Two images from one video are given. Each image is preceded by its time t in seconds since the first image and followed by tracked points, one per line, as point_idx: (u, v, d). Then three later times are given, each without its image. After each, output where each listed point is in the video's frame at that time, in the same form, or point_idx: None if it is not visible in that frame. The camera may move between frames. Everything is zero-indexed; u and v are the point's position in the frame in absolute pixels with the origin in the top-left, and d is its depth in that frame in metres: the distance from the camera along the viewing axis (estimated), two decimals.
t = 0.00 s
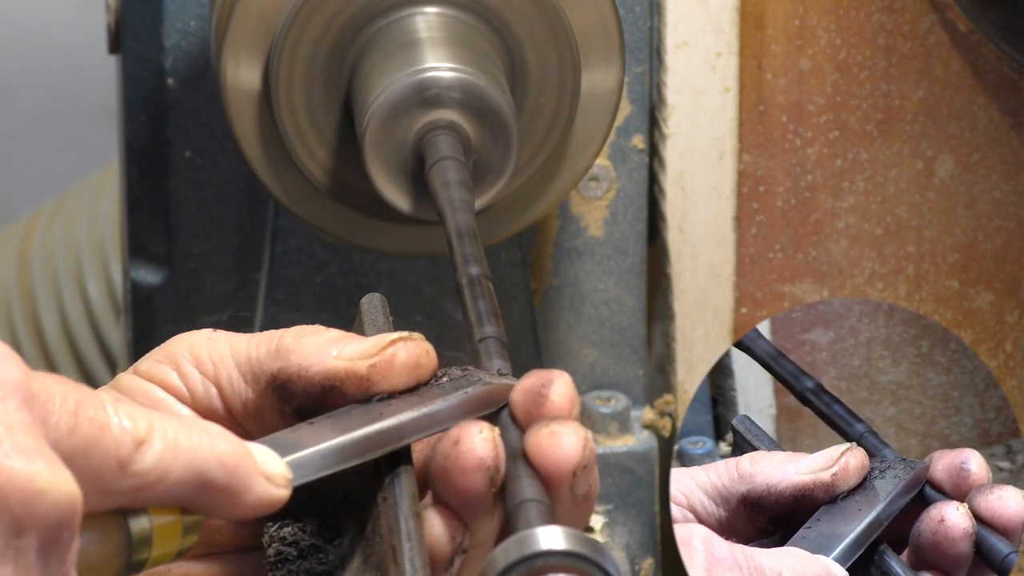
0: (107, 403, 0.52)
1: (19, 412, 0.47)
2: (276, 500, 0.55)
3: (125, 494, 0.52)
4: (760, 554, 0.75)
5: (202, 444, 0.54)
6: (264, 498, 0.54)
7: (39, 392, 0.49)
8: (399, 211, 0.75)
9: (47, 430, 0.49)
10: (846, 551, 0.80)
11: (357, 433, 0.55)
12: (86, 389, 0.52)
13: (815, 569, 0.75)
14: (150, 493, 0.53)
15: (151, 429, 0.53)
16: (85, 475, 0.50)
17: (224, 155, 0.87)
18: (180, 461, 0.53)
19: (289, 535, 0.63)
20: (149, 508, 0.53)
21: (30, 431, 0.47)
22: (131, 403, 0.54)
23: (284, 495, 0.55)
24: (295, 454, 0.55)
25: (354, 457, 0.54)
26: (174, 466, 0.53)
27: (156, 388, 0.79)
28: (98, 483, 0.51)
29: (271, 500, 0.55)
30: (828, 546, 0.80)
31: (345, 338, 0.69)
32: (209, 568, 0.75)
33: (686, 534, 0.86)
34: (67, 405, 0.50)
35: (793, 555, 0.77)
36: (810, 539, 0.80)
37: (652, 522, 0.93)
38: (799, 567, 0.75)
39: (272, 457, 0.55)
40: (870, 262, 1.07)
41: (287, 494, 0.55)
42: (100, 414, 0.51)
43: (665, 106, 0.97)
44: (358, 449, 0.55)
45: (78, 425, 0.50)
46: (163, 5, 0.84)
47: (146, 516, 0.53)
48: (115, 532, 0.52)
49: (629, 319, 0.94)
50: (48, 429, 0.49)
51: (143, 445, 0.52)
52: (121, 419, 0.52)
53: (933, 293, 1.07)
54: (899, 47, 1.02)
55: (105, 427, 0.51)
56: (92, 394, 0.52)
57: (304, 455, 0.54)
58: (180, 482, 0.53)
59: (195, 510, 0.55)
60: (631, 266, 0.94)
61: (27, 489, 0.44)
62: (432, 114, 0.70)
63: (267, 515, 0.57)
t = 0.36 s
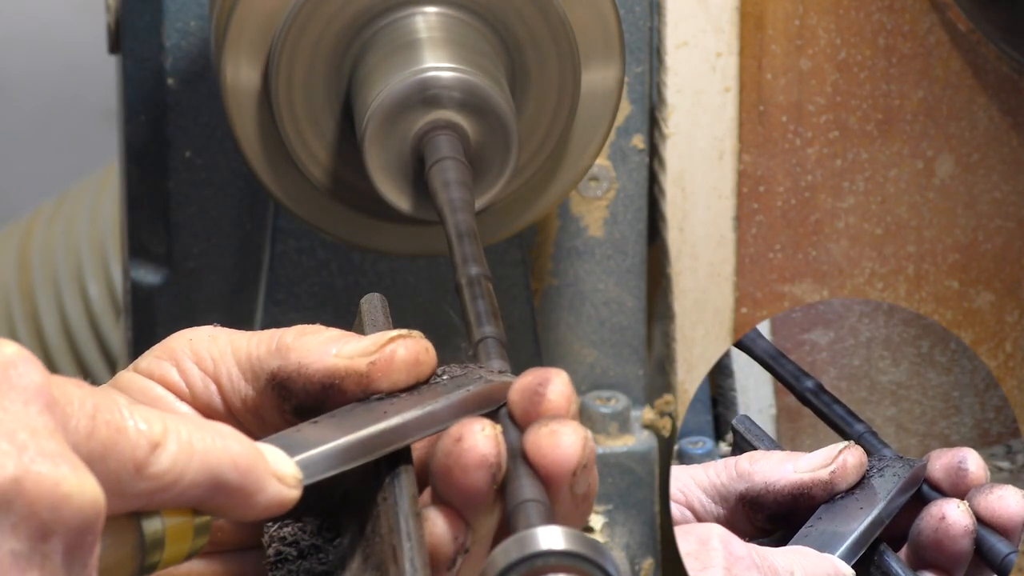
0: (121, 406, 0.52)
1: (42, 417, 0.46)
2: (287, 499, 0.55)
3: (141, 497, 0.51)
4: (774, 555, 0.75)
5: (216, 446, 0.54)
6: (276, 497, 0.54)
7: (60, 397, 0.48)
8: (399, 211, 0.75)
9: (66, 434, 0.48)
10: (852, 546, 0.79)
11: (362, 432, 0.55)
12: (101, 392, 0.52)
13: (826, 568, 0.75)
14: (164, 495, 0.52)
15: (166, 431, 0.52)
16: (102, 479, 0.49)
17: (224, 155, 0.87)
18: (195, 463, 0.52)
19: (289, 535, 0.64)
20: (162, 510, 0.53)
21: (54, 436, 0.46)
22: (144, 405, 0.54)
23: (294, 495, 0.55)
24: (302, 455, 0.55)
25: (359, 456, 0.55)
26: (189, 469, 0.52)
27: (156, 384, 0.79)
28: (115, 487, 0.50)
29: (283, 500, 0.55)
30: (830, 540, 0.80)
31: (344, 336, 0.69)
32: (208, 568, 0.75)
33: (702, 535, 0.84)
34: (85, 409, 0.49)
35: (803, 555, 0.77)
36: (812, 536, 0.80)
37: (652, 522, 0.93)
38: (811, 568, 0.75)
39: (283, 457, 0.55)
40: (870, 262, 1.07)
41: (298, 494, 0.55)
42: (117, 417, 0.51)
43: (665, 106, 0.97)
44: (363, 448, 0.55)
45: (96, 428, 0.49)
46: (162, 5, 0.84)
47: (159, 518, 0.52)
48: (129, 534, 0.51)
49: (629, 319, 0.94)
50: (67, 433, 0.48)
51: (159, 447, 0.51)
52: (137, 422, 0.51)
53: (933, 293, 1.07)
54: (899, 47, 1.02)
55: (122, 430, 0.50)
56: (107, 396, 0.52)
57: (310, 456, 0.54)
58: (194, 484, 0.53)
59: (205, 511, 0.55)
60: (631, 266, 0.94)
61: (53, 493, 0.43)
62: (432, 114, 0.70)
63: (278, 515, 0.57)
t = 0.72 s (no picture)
0: (134, 406, 0.51)
1: (60, 418, 0.46)
2: (295, 498, 0.55)
3: (153, 498, 0.51)
4: (782, 554, 0.76)
5: (227, 445, 0.54)
6: (285, 496, 0.54)
7: (75, 399, 0.48)
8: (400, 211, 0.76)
9: (82, 435, 0.48)
10: (853, 544, 0.80)
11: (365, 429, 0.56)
12: (114, 391, 0.51)
13: (831, 566, 0.75)
14: (176, 495, 0.52)
15: (178, 431, 0.52)
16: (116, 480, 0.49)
17: (224, 155, 0.87)
18: (206, 464, 0.52)
19: (289, 535, 0.63)
20: (172, 510, 0.52)
21: (73, 439, 0.45)
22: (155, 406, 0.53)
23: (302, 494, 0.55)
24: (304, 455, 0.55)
25: (364, 452, 0.55)
26: (200, 469, 0.52)
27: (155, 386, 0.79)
28: (130, 487, 0.50)
29: (292, 498, 0.55)
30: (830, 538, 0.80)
31: (342, 334, 0.69)
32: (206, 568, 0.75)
33: (715, 535, 0.83)
34: (100, 410, 0.49)
35: (806, 553, 0.77)
36: (812, 534, 0.80)
37: (652, 522, 0.93)
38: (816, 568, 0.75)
39: (292, 456, 0.55)
40: (870, 262, 1.07)
41: (306, 492, 0.55)
42: (131, 418, 0.50)
43: (665, 106, 0.97)
44: (370, 444, 0.55)
45: (112, 429, 0.49)
46: (162, 6, 0.84)
47: (170, 517, 0.52)
48: (140, 533, 0.51)
49: (629, 319, 0.94)
50: (83, 434, 0.48)
51: (172, 448, 0.51)
52: (150, 422, 0.51)
53: (933, 293, 1.07)
54: (899, 47, 1.02)
55: (136, 431, 0.50)
56: (120, 396, 0.51)
57: (316, 455, 0.55)
58: (206, 484, 0.53)
59: (212, 509, 0.55)
60: (631, 266, 0.94)
61: (75, 494, 0.44)
62: (432, 114, 0.70)
63: (286, 513, 0.57)
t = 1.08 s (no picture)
0: (136, 394, 0.51)
1: (60, 405, 0.46)
2: (297, 487, 0.55)
3: (154, 486, 0.51)
4: (774, 544, 0.77)
5: (229, 435, 0.54)
6: (286, 485, 0.54)
7: (75, 386, 0.48)
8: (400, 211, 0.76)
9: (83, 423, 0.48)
10: (847, 535, 0.81)
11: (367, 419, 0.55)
12: (114, 381, 0.51)
13: (824, 557, 0.77)
14: (178, 484, 0.52)
15: (179, 420, 0.52)
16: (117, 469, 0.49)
17: (224, 155, 0.87)
18: (207, 453, 0.52)
19: (288, 534, 0.63)
20: (175, 499, 0.53)
21: (75, 424, 0.46)
22: (157, 395, 0.53)
23: (303, 484, 0.55)
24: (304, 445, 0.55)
25: (365, 443, 0.55)
26: (202, 457, 0.52)
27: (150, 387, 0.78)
28: (132, 475, 0.50)
29: (293, 487, 0.55)
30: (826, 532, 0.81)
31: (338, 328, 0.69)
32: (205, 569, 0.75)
33: (706, 524, 0.86)
34: (100, 398, 0.49)
35: (797, 543, 0.78)
36: (807, 526, 0.82)
37: (652, 522, 0.93)
38: (810, 558, 0.76)
39: (294, 445, 0.55)
40: (870, 262, 1.07)
41: (308, 481, 0.55)
42: (132, 407, 0.50)
43: (665, 106, 0.97)
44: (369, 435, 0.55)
45: (112, 417, 0.49)
46: (162, 6, 0.84)
47: (172, 507, 0.52)
48: (143, 521, 0.51)
49: (629, 318, 0.94)
50: (83, 421, 0.48)
51: (173, 437, 0.51)
52: (151, 411, 0.51)
53: (933, 293, 1.07)
54: (899, 47, 1.02)
55: (137, 419, 0.50)
56: (121, 385, 0.51)
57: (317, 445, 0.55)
58: (207, 473, 0.53)
59: (214, 499, 0.55)
60: (631, 266, 0.94)
61: (76, 480, 0.44)
62: (432, 114, 0.70)
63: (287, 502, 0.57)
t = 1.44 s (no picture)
0: (108, 405, 0.52)
1: (21, 415, 0.47)
2: (278, 498, 0.54)
3: (128, 495, 0.52)
4: (760, 556, 0.77)
5: (205, 445, 0.54)
6: (266, 496, 0.54)
7: (40, 395, 0.49)
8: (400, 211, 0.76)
9: (48, 432, 0.49)
10: (846, 548, 0.79)
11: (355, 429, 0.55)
12: (89, 391, 0.52)
13: (815, 569, 0.75)
14: (153, 494, 0.53)
15: (152, 429, 0.53)
16: (88, 477, 0.50)
17: (224, 155, 0.87)
18: (183, 463, 0.53)
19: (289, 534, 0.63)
20: (152, 509, 0.53)
21: (33, 434, 0.47)
22: (133, 404, 0.54)
23: (286, 494, 0.54)
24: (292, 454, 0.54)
25: (357, 452, 0.54)
26: (176, 467, 0.52)
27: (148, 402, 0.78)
28: (103, 484, 0.51)
29: (275, 498, 0.54)
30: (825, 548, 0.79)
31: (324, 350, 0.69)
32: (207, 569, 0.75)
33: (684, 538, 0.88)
34: (68, 407, 0.50)
35: (789, 556, 0.77)
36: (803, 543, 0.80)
37: (652, 522, 0.93)
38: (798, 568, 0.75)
39: (273, 457, 0.54)
40: (870, 262, 1.07)
41: (290, 493, 0.54)
42: (102, 416, 0.51)
43: (665, 106, 0.97)
44: (361, 445, 0.54)
45: (80, 426, 0.50)
46: (162, 6, 0.84)
47: (151, 518, 0.53)
48: (121, 534, 0.52)
49: (629, 319, 0.94)
50: (48, 431, 0.49)
51: (146, 446, 0.52)
52: (122, 420, 0.52)
53: (933, 293, 1.07)
54: (899, 47, 1.02)
55: (107, 428, 0.51)
56: (95, 396, 0.52)
57: (306, 453, 0.54)
58: (182, 483, 0.53)
59: (196, 511, 0.55)
60: (631, 266, 0.94)
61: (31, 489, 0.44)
62: (432, 114, 0.70)
63: (270, 513, 0.57)
